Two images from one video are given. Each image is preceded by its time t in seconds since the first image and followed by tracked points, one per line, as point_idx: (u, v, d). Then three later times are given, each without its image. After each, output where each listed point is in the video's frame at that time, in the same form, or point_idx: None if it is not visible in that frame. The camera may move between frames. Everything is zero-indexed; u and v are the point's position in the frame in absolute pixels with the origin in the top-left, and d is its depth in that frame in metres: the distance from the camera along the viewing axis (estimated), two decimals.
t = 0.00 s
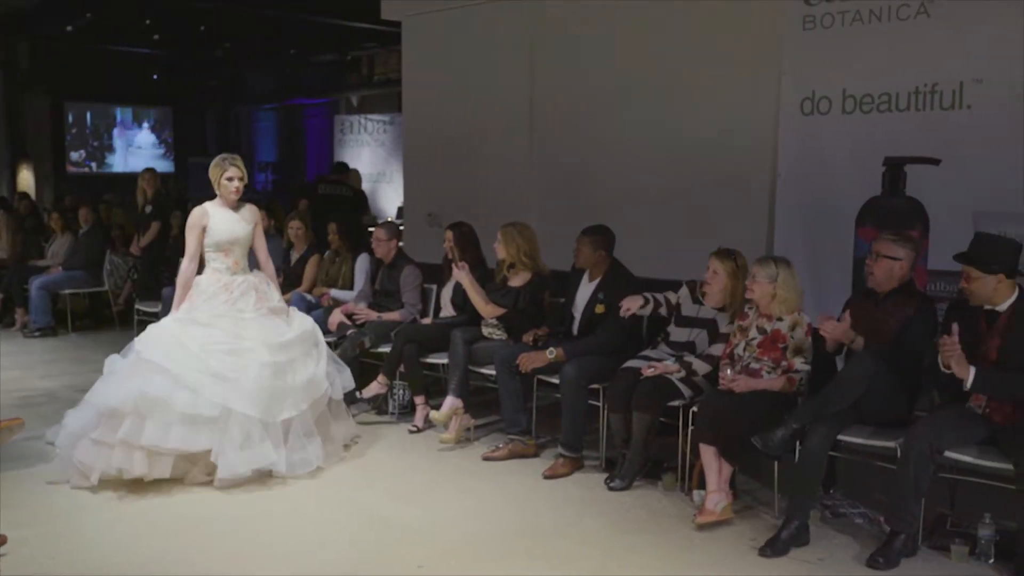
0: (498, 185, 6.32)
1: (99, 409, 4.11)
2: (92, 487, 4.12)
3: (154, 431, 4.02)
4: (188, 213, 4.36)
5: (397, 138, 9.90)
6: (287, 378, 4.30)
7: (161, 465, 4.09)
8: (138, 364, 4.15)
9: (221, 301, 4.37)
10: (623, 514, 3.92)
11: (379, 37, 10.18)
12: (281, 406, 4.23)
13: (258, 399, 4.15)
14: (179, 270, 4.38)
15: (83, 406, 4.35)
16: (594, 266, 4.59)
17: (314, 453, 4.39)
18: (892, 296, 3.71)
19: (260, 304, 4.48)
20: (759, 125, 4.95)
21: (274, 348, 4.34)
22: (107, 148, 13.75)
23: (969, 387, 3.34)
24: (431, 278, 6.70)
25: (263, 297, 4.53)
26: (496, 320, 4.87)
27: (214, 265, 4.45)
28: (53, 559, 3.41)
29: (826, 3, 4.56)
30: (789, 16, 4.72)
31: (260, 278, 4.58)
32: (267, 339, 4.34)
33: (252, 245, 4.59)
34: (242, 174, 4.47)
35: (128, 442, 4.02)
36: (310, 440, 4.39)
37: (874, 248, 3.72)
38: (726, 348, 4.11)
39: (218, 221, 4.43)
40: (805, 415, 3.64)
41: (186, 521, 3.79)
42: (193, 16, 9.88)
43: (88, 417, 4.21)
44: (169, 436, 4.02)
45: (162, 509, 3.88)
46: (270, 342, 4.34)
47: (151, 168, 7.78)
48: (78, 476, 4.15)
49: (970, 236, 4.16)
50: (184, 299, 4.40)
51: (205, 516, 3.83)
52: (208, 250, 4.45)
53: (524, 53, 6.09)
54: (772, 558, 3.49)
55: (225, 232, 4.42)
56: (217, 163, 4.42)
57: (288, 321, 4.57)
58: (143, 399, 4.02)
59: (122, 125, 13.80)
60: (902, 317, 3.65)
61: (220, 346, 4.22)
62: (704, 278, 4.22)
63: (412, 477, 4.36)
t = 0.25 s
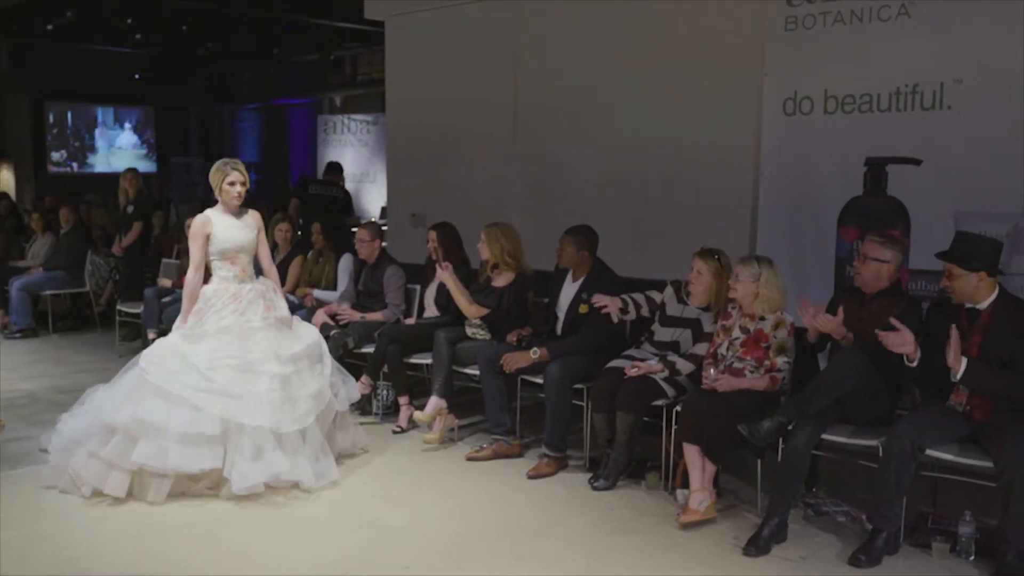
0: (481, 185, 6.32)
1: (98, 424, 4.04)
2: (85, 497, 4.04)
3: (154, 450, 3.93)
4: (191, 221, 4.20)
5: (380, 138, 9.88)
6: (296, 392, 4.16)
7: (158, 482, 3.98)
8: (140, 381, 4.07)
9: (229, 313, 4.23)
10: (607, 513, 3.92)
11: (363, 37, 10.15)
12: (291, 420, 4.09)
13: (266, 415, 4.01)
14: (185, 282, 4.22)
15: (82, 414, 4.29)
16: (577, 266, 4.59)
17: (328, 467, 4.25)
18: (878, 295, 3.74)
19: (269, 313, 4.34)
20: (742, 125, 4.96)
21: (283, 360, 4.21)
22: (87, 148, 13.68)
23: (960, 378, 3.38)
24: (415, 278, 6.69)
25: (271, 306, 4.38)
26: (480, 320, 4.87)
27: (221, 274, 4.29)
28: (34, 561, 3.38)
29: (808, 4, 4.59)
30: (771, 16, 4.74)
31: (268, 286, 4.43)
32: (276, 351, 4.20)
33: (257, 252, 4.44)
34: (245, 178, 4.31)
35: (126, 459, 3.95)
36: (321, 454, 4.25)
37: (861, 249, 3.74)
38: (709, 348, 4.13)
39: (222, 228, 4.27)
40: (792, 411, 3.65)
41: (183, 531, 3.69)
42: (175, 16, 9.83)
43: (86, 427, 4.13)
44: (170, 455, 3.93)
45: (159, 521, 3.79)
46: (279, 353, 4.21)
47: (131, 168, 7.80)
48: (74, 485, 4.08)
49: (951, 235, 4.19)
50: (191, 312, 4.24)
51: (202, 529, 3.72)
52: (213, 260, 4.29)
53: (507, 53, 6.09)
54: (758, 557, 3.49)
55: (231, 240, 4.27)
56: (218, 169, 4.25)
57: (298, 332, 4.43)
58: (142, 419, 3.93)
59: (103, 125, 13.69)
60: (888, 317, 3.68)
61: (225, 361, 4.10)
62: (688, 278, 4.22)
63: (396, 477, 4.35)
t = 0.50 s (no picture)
0: (463, 185, 6.31)
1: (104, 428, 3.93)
2: (94, 501, 3.97)
3: (165, 457, 3.86)
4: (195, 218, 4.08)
5: (362, 138, 9.87)
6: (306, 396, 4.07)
7: (170, 487, 3.93)
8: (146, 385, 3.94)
9: (237, 314, 4.11)
10: (590, 513, 3.93)
11: (344, 36, 10.12)
12: (303, 427, 4.01)
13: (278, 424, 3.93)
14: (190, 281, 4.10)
15: (87, 413, 4.18)
16: (560, 266, 4.60)
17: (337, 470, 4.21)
18: (862, 296, 3.74)
19: (276, 312, 4.22)
20: (723, 125, 4.99)
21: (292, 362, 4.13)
22: (66, 149, 13.41)
23: (932, 378, 3.39)
24: (397, 278, 6.68)
25: (277, 306, 4.26)
26: (462, 320, 4.87)
27: (225, 273, 4.18)
28: (12, 564, 3.35)
29: (788, 5, 4.61)
30: (751, 17, 4.76)
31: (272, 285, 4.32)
32: (285, 354, 4.12)
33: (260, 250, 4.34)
34: (248, 174, 4.18)
35: (135, 464, 3.86)
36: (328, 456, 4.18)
37: (847, 251, 3.75)
38: (691, 347, 4.14)
39: (225, 226, 4.16)
40: (770, 415, 3.70)
41: (195, 537, 3.63)
42: (155, 15, 9.76)
43: (92, 429, 4.02)
44: (182, 463, 3.85)
45: (170, 528, 3.72)
46: (288, 356, 4.12)
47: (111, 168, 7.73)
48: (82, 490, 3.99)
49: (930, 234, 4.22)
50: (197, 312, 4.12)
51: (215, 535, 3.66)
52: (218, 258, 4.18)
53: (489, 53, 6.09)
54: (740, 555, 3.51)
55: (235, 238, 4.16)
56: (221, 164, 4.13)
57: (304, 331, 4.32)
58: (152, 429, 3.83)
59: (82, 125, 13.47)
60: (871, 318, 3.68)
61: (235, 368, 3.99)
62: (669, 277, 4.23)
63: (379, 478, 4.34)
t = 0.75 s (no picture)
0: (443, 185, 6.30)
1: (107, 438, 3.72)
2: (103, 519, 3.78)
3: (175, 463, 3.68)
4: (193, 220, 3.90)
5: (341, 138, 9.83)
6: (314, 394, 3.95)
7: (180, 496, 3.76)
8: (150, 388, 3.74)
9: (237, 316, 3.96)
10: (570, 512, 3.93)
11: (323, 36, 10.09)
12: (314, 427, 3.89)
13: (289, 423, 3.80)
14: (188, 284, 3.93)
15: (86, 424, 3.98)
16: (540, 266, 4.60)
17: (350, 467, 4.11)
18: (839, 295, 3.76)
19: (275, 314, 4.10)
20: (702, 126, 5.00)
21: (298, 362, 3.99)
22: (43, 149, 13.12)
23: (913, 373, 3.46)
24: (376, 279, 6.66)
25: (276, 306, 4.15)
26: (443, 320, 4.86)
27: (222, 275, 4.01)
28: None
29: (766, 6, 4.63)
30: (730, 18, 4.77)
31: (268, 289, 4.18)
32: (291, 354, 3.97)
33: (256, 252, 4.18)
34: (249, 174, 4.02)
35: (145, 474, 3.68)
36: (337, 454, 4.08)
37: (826, 250, 3.77)
38: (671, 347, 4.15)
39: (224, 227, 3.99)
40: (745, 415, 3.71)
41: (220, 550, 3.50)
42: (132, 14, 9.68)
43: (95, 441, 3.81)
44: (194, 469, 3.69)
45: (190, 542, 3.58)
46: (294, 355, 3.98)
47: (88, 168, 7.66)
48: (86, 508, 3.81)
49: (907, 234, 4.25)
50: (195, 313, 3.95)
51: (239, 546, 3.55)
52: (215, 259, 4.00)
53: (469, 53, 6.07)
54: (720, 553, 3.52)
55: (234, 240, 4.00)
56: (222, 165, 3.96)
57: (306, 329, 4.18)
58: (162, 432, 3.64)
59: (58, 124, 13.19)
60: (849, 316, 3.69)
61: (243, 367, 3.84)
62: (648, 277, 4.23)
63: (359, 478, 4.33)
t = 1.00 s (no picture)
0: (420, 186, 6.29)
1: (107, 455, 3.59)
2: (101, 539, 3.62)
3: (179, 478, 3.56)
4: (196, 224, 3.76)
5: (317, 138, 9.79)
6: (319, 407, 3.85)
7: (184, 513, 3.63)
8: (152, 403, 3.65)
9: (241, 326, 3.83)
10: (547, 512, 3.94)
11: (299, 36, 10.04)
12: (320, 441, 3.79)
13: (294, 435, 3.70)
14: (189, 290, 3.79)
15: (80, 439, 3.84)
16: (516, 266, 4.60)
17: (360, 483, 3.99)
18: (814, 295, 3.80)
19: (279, 323, 3.97)
20: (677, 126, 5.02)
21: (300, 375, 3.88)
22: (15, 149, 12.97)
23: (884, 374, 3.47)
24: (352, 279, 6.64)
25: (278, 316, 4.02)
26: (419, 321, 4.85)
27: (224, 282, 3.87)
28: None
29: (741, 7, 4.66)
30: (705, 18, 4.80)
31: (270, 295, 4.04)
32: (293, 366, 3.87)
33: (260, 258, 4.03)
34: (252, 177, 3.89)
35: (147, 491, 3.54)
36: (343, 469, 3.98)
37: (801, 250, 3.78)
38: (646, 346, 4.16)
39: (227, 232, 3.84)
40: (719, 414, 3.72)
41: (228, 568, 3.36)
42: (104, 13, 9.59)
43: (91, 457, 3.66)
44: (200, 485, 3.55)
45: (197, 560, 3.43)
46: (296, 368, 3.88)
47: (61, 168, 7.58)
48: (82, 528, 3.67)
49: (880, 234, 4.29)
50: (195, 322, 3.82)
51: (247, 563, 3.40)
52: (218, 266, 3.86)
53: (446, 53, 6.06)
54: (696, 551, 3.54)
55: (238, 246, 3.85)
56: (224, 167, 3.82)
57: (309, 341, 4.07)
58: (166, 445, 3.54)
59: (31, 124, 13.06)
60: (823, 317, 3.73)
61: (245, 378, 3.75)
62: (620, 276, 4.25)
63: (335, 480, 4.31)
